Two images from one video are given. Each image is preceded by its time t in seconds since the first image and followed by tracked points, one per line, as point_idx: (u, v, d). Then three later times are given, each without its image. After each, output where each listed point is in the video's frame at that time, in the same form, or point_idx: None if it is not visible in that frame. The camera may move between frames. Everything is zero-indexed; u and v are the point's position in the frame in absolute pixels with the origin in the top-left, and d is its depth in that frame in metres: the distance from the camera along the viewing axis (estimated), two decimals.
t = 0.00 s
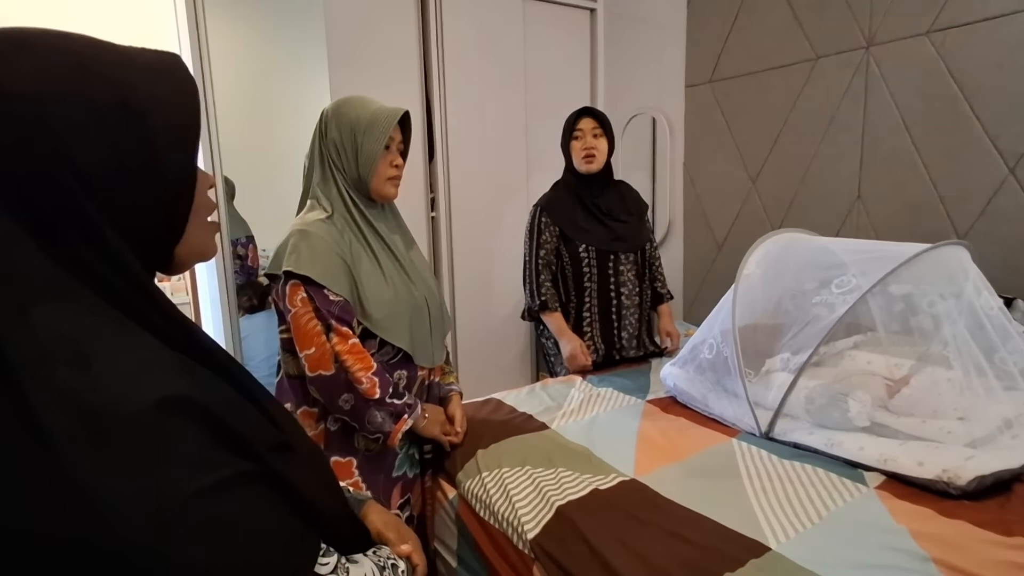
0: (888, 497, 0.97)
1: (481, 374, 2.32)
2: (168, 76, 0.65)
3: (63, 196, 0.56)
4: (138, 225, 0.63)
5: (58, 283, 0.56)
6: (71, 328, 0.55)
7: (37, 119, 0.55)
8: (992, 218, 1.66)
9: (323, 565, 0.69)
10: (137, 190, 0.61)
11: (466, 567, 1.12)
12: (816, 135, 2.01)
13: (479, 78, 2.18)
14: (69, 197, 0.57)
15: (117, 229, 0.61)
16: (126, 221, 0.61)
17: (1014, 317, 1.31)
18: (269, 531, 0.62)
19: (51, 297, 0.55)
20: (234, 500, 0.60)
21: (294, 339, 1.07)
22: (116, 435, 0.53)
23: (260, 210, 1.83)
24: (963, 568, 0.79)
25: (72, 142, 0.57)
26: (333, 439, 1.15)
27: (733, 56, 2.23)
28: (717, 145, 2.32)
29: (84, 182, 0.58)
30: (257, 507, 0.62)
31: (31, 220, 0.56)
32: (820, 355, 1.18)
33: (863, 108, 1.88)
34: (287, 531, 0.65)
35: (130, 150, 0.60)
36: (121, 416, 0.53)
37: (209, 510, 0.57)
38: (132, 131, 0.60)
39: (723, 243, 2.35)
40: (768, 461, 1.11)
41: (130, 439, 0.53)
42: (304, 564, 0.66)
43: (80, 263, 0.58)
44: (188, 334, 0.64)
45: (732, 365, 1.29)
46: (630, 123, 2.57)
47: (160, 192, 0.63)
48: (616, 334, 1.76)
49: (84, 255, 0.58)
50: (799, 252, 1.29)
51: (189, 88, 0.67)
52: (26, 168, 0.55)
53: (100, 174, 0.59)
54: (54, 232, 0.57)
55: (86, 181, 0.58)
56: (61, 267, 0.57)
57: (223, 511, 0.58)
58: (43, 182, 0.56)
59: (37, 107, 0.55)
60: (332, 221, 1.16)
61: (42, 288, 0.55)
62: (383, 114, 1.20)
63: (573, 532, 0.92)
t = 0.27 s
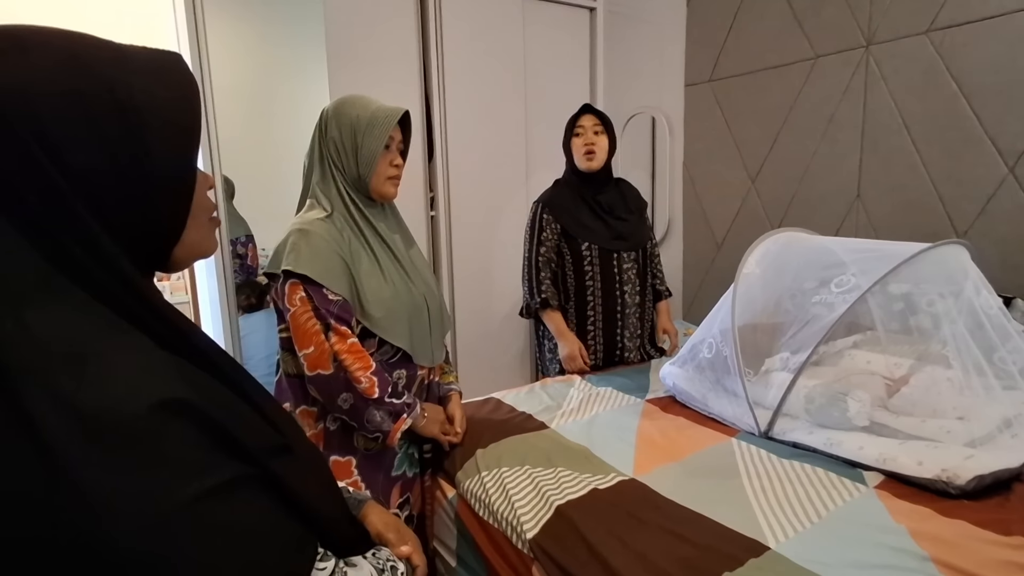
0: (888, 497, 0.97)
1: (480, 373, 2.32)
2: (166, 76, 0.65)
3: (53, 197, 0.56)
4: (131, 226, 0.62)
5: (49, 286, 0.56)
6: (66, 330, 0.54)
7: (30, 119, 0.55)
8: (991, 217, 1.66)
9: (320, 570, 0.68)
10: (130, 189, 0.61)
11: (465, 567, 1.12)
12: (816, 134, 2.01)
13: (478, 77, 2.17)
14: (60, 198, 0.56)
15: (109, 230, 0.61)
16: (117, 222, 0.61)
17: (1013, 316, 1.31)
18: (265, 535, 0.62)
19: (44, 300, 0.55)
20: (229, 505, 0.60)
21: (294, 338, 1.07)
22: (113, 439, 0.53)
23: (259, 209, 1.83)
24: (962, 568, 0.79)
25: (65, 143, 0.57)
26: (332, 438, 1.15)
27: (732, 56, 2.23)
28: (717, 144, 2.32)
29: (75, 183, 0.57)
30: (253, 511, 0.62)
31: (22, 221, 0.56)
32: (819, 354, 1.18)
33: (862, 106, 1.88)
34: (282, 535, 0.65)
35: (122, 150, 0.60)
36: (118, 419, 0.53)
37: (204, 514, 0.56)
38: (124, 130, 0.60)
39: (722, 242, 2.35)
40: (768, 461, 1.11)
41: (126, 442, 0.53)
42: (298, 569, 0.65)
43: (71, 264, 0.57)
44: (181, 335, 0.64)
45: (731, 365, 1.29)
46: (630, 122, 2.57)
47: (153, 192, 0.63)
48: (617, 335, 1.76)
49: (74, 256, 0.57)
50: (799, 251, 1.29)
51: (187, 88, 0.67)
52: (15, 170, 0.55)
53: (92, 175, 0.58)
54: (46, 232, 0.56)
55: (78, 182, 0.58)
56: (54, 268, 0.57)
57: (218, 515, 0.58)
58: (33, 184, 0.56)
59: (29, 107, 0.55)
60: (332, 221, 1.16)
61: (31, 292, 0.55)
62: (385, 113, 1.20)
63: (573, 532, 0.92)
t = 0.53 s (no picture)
0: (887, 497, 0.97)
1: (480, 373, 2.32)
2: (165, 76, 0.65)
3: (51, 198, 0.56)
4: (128, 226, 0.62)
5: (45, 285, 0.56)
6: (65, 333, 0.54)
7: (28, 118, 0.55)
8: (991, 216, 1.65)
9: (322, 571, 0.68)
10: (126, 188, 0.61)
11: (464, 567, 1.12)
12: (815, 134, 2.01)
13: (478, 76, 2.17)
14: (58, 198, 0.56)
15: (106, 229, 0.60)
16: (117, 222, 0.61)
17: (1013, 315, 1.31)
18: (263, 537, 0.62)
19: (43, 301, 0.55)
20: (226, 507, 0.59)
21: (293, 337, 1.07)
22: (109, 440, 0.52)
23: (260, 209, 1.84)
24: (962, 567, 0.79)
25: (63, 142, 0.57)
26: (332, 438, 1.15)
27: (732, 55, 2.23)
28: (716, 144, 2.32)
29: (73, 183, 0.58)
30: (250, 514, 0.62)
31: (20, 221, 0.56)
32: (819, 353, 1.18)
33: (862, 105, 1.88)
34: (280, 536, 0.64)
35: (118, 150, 0.60)
36: (114, 421, 0.53)
37: (200, 517, 0.56)
38: (122, 129, 0.60)
39: (722, 242, 2.35)
40: (767, 460, 1.11)
41: (122, 444, 0.53)
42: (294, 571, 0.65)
43: (68, 264, 0.57)
44: (174, 333, 0.63)
45: (731, 364, 1.29)
46: (629, 121, 2.57)
47: (148, 192, 0.63)
48: (618, 334, 1.76)
49: (72, 256, 0.57)
50: (798, 250, 1.29)
51: (186, 87, 0.67)
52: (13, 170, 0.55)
53: (88, 175, 0.58)
54: (45, 232, 0.56)
55: (75, 182, 0.58)
56: (53, 267, 0.57)
57: (215, 517, 0.58)
58: (30, 185, 0.56)
59: (25, 107, 0.55)
60: (331, 220, 1.16)
61: (29, 292, 0.55)
62: (385, 113, 1.20)
63: (572, 532, 0.92)
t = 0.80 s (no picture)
0: (887, 496, 0.97)
1: (479, 373, 2.32)
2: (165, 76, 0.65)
3: (55, 199, 0.56)
4: (130, 226, 0.62)
5: (46, 286, 0.55)
6: (65, 332, 0.54)
7: (30, 118, 0.55)
8: (991, 216, 1.66)
9: (322, 570, 0.68)
10: (130, 188, 0.61)
11: (464, 566, 1.12)
12: (815, 133, 2.01)
13: (477, 76, 2.17)
14: (62, 200, 0.56)
15: (108, 230, 0.60)
16: (119, 221, 0.61)
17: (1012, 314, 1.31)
18: (264, 537, 0.62)
19: (44, 300, 0.55)
20: (227, 507, 0.59)
21: (293, 336, 1.07)
22: (110, 440, 0.52)
23: (260, 208, 1.84)
24: (961, 566, 0.79)
25: (65, 142, 0.56)
26: (331, 437, 1.15)
27: (731, 54, 2.23)
28: (716, 143, 2.32)
29: (76, 183, 0.57)
30: (251, 514, 0.62)
31: (23, 223, 0.55)
32: (818, 353, 1.18)
33: (862, 105, 1.88)
34: (282, 535, 0.64)
35: (124, 150, 0.60)
36: (115, 421, 0.53)
37: (202, 516, 0.56)
38: (125, 129, 0.60)
39: (721, 241, 2.35)
40: (766, 459, 1.11)
41: (122, 445, 0.53)
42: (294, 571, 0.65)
43: (72, 264, 0.57)
44: (172, 332, 0.63)
45: (730, 364, 1.29)
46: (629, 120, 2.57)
47: (151, 192, 0.63)
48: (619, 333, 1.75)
49: (75, 256, 0.57)
50: (798, 249, 1.29)
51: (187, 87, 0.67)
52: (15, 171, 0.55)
53: (92, 175, 0.58)
54: (48, 233, 0.56)
55: (77, 183, 0.57)
56: (55, 268, 0.57)
57: (216, 518, 0.58)
58: (33, 186, 0.55)
59: (28, 106, 0.55)
60: (331, 220, 1.16)
61: (29, 291, 0.54)
62: (385, 113, 1.20)
63: (572, 531, 0.92)
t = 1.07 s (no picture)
0: (886, 494, 0.97)
1: (479, 372, 2.33)
2: (167, 75, 0.65)
3: (59, 200, 0.56)
4: (135, 226, 0.62)
5: (51, 286, 0.56)
6: (70, 330, 0.54)
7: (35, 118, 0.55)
8: (990, 215, 1.66)
9: (323, 570, 0.68)
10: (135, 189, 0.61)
11: (464, 565, 1.13)
12: (814, 132, 2.01)
13: (477, 75, 2.17)
14: (66, 200, 0.56)
15: (113, 229, 0.60)
16: (124, 222, 0.61)
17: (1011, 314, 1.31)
18: (267, 536, 0.62)
19: (49, 298, 0.55)
20: (231, 506, 0.59)
21: (293, 335, 1.07)
22: (114, 439, 0.52)
23: (260, 208, 1.84)
24: (961, 565, 0.79)
25: (69, 142, 0.56)
26: (332, 437, 1.15)
27: (731, 54, 2.23)
28: (716, 142, 2.32)
29: (79, 184, 0.57)
30: (254, 514, 0.62)
31: (26, 222, 0.55)
32: (818, 352, 1.18)
33: (861, 104, 1.88)
34: (285, 535, 0.64)
35: (128, 151, 0.60)
36: (119, 420, 0.53)
37: (205, 516, 0.56)
38: (129, 130, 0.60)
39: (721, 241, 2.35)
40: (766, 458, 1.11)
41: (126, 444, 0.53)
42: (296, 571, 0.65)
43: (76, 264, 0.57)
44: (178, 332, 0.63)
45: (730, 363, 1.29)
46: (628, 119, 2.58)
47: (155, 193, 0.63)
48: (622, 333, 1.75)
49: (79, 256, 0.57)
50: (797, 248, 1.30)
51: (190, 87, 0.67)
52: (20, 171, 0.55)
53: (98, 175, 0.58)
54: (52, 233, 0.56)
55: (82, 183, 0.57)
56: (59, 267, 0.57)
57: (220, 517, 0.58)
58: (37, 187, 0.55)
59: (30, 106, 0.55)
60: (331, 219, 1.16)
61: (33, 290, 0.54)
62: (386, 112, 1.20)
63: (572, 531, 0.92)
